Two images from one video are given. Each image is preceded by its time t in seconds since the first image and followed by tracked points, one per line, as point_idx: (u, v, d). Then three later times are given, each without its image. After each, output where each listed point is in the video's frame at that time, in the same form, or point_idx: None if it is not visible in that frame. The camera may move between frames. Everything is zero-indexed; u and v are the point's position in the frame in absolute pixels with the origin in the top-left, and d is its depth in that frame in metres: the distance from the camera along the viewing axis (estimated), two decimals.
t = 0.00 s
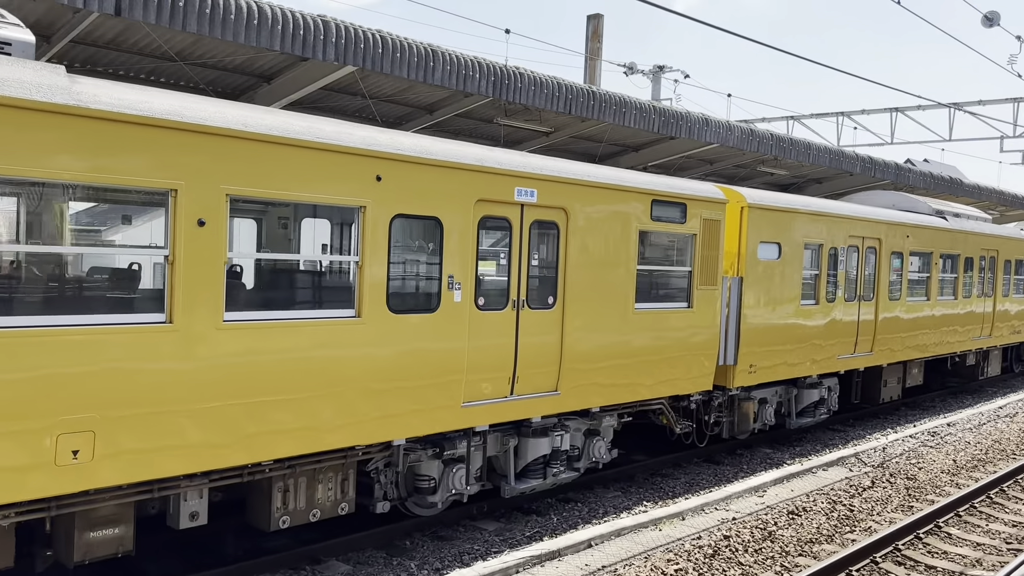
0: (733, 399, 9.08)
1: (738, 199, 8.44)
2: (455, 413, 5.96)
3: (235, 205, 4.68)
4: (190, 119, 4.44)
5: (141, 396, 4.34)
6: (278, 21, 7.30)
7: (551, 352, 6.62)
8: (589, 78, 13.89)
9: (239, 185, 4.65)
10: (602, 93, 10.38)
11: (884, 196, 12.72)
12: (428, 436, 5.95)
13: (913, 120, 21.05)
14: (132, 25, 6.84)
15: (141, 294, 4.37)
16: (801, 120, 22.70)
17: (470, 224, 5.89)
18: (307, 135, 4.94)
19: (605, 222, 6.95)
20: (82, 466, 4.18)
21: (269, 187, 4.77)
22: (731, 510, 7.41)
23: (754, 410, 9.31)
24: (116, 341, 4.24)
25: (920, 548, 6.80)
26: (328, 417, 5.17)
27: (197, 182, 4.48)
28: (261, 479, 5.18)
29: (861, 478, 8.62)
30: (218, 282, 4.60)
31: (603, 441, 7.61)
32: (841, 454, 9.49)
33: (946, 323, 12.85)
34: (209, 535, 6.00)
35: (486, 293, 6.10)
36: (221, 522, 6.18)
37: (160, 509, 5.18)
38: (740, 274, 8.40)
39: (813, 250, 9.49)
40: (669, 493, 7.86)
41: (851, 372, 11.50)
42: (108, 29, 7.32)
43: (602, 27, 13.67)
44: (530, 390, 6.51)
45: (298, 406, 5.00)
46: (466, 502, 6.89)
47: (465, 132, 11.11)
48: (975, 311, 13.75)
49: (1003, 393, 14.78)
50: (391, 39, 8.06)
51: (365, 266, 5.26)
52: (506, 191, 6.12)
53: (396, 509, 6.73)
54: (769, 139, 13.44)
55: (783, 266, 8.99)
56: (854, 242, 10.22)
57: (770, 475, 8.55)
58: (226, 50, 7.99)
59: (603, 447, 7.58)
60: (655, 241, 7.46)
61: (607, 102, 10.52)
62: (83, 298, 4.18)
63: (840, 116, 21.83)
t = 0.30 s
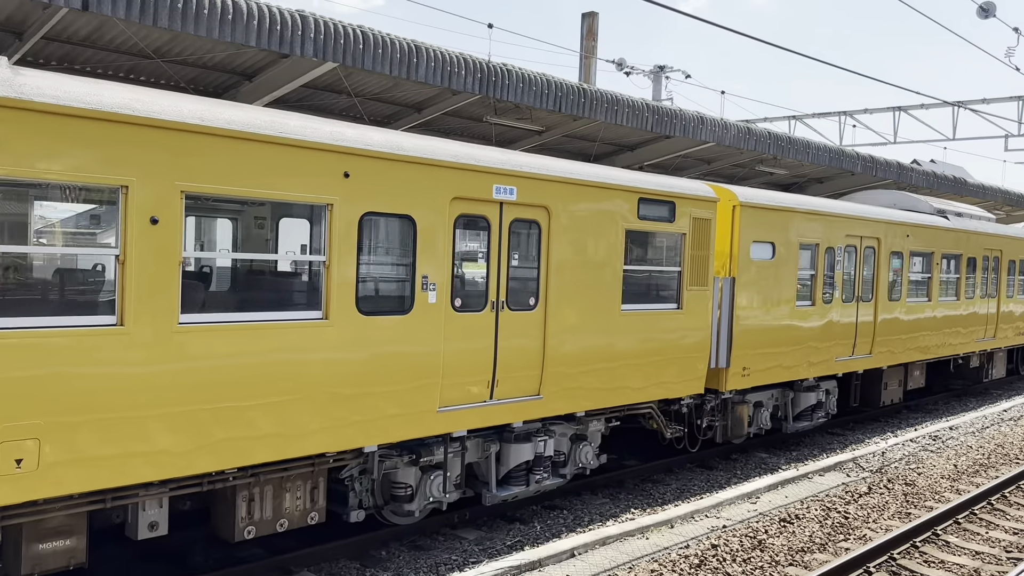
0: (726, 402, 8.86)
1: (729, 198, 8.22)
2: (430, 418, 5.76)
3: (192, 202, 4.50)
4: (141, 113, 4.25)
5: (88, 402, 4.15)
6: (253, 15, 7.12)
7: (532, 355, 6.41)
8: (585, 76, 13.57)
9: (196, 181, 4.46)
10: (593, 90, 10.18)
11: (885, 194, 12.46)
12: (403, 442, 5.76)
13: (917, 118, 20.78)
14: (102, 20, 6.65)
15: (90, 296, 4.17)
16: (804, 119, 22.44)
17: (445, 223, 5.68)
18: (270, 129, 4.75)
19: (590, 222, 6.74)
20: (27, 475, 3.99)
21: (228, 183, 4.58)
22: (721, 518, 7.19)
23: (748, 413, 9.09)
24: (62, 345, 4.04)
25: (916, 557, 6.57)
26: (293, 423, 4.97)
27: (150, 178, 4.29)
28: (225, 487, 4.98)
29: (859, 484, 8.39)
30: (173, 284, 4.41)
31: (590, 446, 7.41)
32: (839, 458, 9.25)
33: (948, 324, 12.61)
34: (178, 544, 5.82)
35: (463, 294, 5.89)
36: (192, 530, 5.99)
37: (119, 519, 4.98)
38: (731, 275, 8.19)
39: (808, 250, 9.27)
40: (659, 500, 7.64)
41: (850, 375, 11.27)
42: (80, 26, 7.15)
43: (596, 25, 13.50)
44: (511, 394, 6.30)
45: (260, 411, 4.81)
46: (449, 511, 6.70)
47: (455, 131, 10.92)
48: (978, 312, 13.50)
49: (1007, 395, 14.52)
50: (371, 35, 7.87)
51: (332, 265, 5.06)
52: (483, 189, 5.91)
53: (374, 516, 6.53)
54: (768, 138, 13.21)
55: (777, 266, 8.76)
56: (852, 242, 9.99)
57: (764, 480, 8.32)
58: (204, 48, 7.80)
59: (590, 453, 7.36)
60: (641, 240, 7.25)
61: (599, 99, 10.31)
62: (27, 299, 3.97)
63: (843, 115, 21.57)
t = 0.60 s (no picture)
0: (719, 409, 8.65)
1: (720, 199, 8.02)
2: (404, 428, 5.57)
3: (144, 205, 4.31)
4: (87, 112, 4.07)
5: (34, 415, 3.97)
6: (227, 14, 6.96)
7: (512, 362, 6.22)
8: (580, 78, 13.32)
9: (148, 183, 4.27)
10: (583, 90, 9.99)
11: (884, 195, 12.24)
12: (375, 453, 5.57)
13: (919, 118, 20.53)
14: (70, 19, 6.50)
15: (35, 304, 3.99)
16: (805, 119, 22.19)
17: (419, 226, 5.50)
18: (228, 129, 4.56)
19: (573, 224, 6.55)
20: None
21: (184, 186, 4.40)
22: (711, 528, 6.98)
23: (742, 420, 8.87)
24: (5, 355, 3.85)
25: (911, 569, 6.35)
26: (256, 435, 4.79)
27: (98, 183, 4.11)
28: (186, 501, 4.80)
29: (854, 493, 8.17)
30: (123, 291, 4.23)
31: (576, 455, 7.21)
32: (835, 465, 9.04)
33: (950, 327, 12.38)
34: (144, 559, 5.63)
35: (438, 300, 5.70)
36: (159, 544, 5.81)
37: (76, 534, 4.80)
38: (722, 278, 7.99)
39: (803, 252, 9.06)
40: (648, 509, 7.44)
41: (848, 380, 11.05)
42: (51, 27, 7.00)
43: (590, 25, 13.32)
44: (490, 403, 6.11)
45: (220, 423, 4.63)
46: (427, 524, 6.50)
47: (444, 133, 10.74)
48: (980, 315, 13.26)
49: (1011, 399, 14.27)
50: (351, 34, 7.70)
51: (297, 271, 4.88)
52: (459, 190, 5.72)
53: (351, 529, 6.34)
54: (764, 138, 13.00)
55: (770, 269, 8.56)
56: (848, 244, 9.77)
57: (757, 489, 8.11)
58: (180, 49, 7.64)
59: (576, 462, 7.16)
60: (627, 243, 7.06)
61: (590, 99, 10.11)
62: None
63: (844, 115, 21.34)
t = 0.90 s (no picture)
0: (712, 410, 8.45)
1: (711, 195, 7.82)
2: (377, 433, 5.38)
3: (94, 200, 4.12)
4: (31, 104, 3.87)
5: None
6: (200, 9, 6.81)
7: (492, 363, 6.02)
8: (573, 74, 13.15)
9: (97, 178, 4.08)
10: (573, 86, 9.79)
11: (884, 191, 12.01)
12: (347, 458, 5.37)
13: (923, 113, 20.28)
14: (38, 14, 6.35)
15: None
16: (807, 116, 21.95)
17: (391, 223, 5.31)
18: (184, 122, 4.38)
19: (555, 220, 6.35)
20: None
21: (138, 181, 4.21)
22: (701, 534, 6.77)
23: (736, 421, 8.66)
24: None
25: None
26: (216, 441, 4.59)
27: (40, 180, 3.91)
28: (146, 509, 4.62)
29: (851, 496, 7.95)
30: (72, 289, 4.05)
31: (563, 459, 7.01)
32: (832, 467, 8.81)
33: (952, 326, 12.14)
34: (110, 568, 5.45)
35: (412, 299, 5.51)
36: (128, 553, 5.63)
37: (32, 544, 4.61)
38: (713, 276, 7.78)
39: (798, 249, 8.85)
40: (637, 514, 7.23)
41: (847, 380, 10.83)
42: (22, 24, 6.85)
43: (584, 20, 13.14)
44: (468, 406, 5.92)
45: (177, 428, 4.44)
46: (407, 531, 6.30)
47: (433, 131, 10.56)
48: (984, 312, 13.02)
49: (1016, 398, 14.01)
50: (329, 28, 7.54)
51: (260, 270, 4.69)
52: (433, 186, 5.53)
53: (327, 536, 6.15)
54: (762, 134, 12.78)
55: (764, 267, 8.34)
56: (845, 241, 9.55)
57: (751, 492, 7.89)
58: (156, 46, 7.49)
59: (562, 466, 6.96)
60: (613, 241, 6.86)
61: (580, 94, 9.92)
62: None
63: (846, 112, 21.09)
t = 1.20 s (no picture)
0: (704, 415, 8.23)
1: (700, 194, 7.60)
2: (346, 444, 5.17)
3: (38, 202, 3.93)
4: None
5: None
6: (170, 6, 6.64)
7: (470, 369, 5.81)
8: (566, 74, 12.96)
9: (39, 179, 3.88)
10: (562, 83, 9.59)
11: (883, 189, 11.77)
12: (316, 470, 5.17)
13: (925, 109, 20.02)
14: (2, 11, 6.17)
15: None
16: (808, 113, 21.71)
17: (360, 224, 5.11)
18: (134, 121, 4.18)
19: (535, 220, 6.14)
20: None
21: (83, 182, 4.02)
22: (690, 543, 6.55)
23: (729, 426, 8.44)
24: None
25: None
26: (172, 454, 4.39)
27: None
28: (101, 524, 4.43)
29: (847, 502, 7.72)
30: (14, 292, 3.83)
31: (549, 467, 6.81)
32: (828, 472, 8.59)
33: (953, 326, 11.90)
34: None
35: (383, 304, 5.31)
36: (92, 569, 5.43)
37: None
38: (703, 277, 7.57)
39: (792, 249, 8.62)
40: (625, 523, 7.02)
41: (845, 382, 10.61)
42: None
43: (576, 18, 12.94)
44: (445, 414, 5.71)
45: (129, 441, 4.23)
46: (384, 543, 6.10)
47: (421, 130, 10.36)
48: (986, 312, 12.77)
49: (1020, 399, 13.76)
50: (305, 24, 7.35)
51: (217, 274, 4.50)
52: (405, 185, 5.32)
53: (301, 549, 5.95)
54: (758, 132, 12.56)
55: (756, 267, 8.12)
56: (842, 240, 9.33)
57: (743, 499, 7.67)
58: (129, 45, 7.30)
59: (547, 474, 6.76)
60: (597, 242, 6.65)
61: (569, 92, 9.70)
62: None
63: (847, 109, 20.85)
